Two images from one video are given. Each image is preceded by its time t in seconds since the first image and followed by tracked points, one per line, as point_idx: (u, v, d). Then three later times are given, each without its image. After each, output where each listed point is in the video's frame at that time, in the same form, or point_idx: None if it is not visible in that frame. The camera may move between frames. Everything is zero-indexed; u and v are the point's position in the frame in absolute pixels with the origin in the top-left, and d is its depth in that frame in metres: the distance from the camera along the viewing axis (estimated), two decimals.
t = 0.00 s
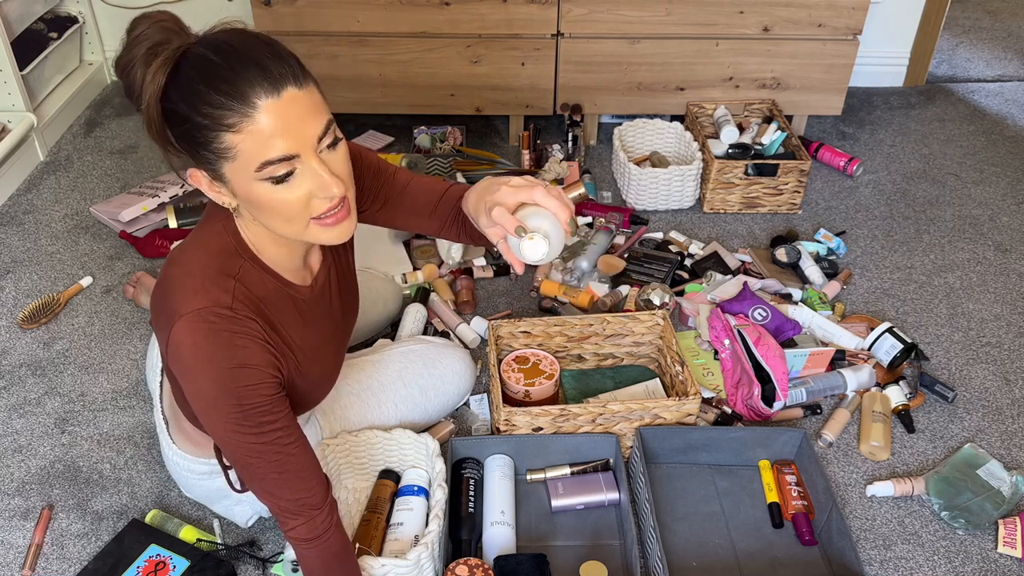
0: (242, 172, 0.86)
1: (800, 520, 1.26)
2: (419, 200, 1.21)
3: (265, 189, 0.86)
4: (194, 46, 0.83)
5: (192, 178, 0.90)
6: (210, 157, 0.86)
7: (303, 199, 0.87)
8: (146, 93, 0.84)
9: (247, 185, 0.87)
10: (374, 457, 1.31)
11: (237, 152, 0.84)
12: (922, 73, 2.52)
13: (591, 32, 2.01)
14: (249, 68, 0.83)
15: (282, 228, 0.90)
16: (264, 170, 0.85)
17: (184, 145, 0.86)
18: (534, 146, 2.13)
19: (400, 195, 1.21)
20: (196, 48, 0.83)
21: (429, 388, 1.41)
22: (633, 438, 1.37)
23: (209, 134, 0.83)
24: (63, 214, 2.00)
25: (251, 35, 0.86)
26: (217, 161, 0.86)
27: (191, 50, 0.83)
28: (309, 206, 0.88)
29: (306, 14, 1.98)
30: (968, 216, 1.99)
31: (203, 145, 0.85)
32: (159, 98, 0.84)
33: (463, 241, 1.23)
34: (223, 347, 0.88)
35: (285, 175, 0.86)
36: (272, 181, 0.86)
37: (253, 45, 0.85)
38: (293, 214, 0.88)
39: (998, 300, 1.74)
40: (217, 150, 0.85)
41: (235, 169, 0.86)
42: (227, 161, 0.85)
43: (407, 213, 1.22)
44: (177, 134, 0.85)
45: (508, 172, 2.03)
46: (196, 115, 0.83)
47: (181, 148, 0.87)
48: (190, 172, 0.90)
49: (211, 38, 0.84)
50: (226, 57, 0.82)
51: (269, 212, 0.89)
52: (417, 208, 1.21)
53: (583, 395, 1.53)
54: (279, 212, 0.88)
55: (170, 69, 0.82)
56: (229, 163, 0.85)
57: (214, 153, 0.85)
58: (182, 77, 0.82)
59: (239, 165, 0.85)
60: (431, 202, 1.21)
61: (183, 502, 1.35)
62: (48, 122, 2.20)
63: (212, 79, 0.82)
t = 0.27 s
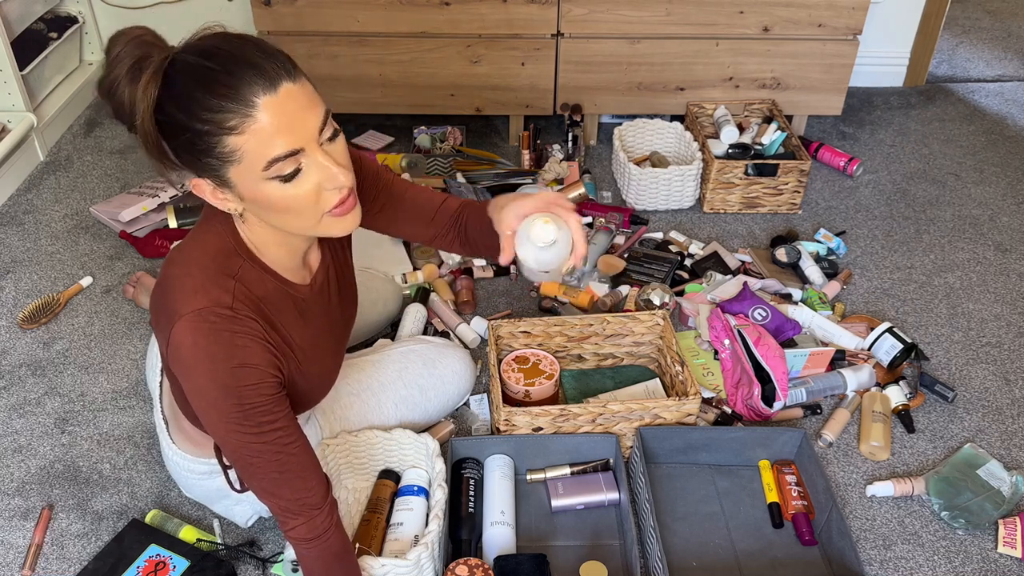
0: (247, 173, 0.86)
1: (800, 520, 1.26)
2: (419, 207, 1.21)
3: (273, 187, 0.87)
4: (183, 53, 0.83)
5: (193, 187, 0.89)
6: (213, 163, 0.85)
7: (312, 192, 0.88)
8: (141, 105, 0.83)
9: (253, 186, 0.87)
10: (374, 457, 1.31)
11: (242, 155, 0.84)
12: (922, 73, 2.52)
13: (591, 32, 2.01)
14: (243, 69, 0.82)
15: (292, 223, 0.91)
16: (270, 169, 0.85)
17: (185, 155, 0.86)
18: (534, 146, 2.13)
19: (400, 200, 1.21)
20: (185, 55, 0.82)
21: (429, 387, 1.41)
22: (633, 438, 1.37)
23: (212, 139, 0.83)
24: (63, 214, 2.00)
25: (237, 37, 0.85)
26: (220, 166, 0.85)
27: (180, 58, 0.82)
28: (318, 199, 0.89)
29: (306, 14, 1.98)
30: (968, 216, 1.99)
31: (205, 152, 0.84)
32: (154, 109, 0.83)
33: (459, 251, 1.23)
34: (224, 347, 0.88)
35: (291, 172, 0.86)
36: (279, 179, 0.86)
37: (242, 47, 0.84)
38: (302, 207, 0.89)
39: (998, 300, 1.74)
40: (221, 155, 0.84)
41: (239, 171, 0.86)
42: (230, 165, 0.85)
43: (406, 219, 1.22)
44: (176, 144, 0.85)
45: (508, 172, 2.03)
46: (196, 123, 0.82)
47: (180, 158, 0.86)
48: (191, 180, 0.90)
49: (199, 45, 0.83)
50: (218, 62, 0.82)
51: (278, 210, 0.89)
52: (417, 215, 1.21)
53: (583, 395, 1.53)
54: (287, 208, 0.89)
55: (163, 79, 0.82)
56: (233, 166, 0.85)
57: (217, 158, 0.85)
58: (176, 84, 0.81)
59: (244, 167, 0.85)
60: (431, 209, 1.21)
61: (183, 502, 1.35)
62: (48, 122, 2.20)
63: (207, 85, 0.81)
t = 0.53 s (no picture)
0: (262, 183, 0.87)
1: (800, 520, 1.26)
2: (414, 230, 1.22)
3: (287, 195, 0.88)
4: (179, 64, 0.82)
5: (200, 197, 0.90)
6: (225, 175, 0.86)
7: (323, 193, 0.89)
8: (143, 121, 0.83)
9: (267, 196, 0.88)
10: (374, 457, 1.31)
11: (256, 166, 0.85)
12: (922, 73, 2.52)
13: (591, 32, 2.01)
14: (248, 79, 0.82)
15: (302, 225, 0.93)
16: (285, 178, 0.87)
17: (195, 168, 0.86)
18: (534, 146, 2.13)
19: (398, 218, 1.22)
20: (182, 67, 0.82)
21: (429, 388, 1.41)
22: (633, 438, 1.37)
23: (225, 153, 0.84)
24: (63, 214, 2.00)
25: (230, 43, 0.85)
26: (233, 178, 0.86)
27: (178, 70, 0.82)
28: (328, 200, 0.90)
29: (306, 14, 1.98)
30: (968, 216, 1.99)
31: (216, 165, 0.85)
32: (157, 125, 0.83)
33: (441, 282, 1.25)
34: (224, 347, 0.88)
35: (305, 179, 0.88)
36: (293, 186, 0.87)
37: (238, 54, 0.84)
38: (314, 210, 0.90)
39: (998, 300, 1.74)
40: (235, 168, 0.85)
41: (254, 182, 0.87)
42: (244, 176, 0.86)
43: (399, 238, 1.23)
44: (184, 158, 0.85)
45: (508, 172, 2.03)
46: (206, 137, 0.82)
47: (188, 170, 0.87)
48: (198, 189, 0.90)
49: (193, 54, 0.82)
50: (218, 72, 0.82)
51: (291, 215, 0.91)
52: (410, 238, 1.23)
53: (583, 395, 1.53)
54: (300, 212, 0.90)
55: (165, 93, 0.82)
56: (247, 178, 0.86)
57: (229, 170, 0.85)
58: (181, 99, 0.81)
59: (258, 178, 0.86)
60: (425, 234, 1.23)
61: (183, 502, 1.35)
62: (48, 122, 2.21)
63: (213, 98, 0.81)
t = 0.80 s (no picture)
0: (270, 186, 0.87)
1: (800, 520, 1.26)
2: (413, 232, 1.22)
3: (296, 197, 0.89)
4: (183, 68, 0.82)
5: (206, 200, 0.90)
6: (233, 178, 0.86)
7: (329, 194, 0.90)
8: (149, 126, 0.83)
9: (276, 199, 0.89)
10: (374, 457, 1.31)
11: (266, 169, 0.86)
12: (922, 73, 2.52)
13: (591, 32, 2.01)
14: (256, 81, 0.83)
15: (308, 226, 0.93)
16: (294, 180, 0.87)
17: (202, 170, 0.86)
18: (534, 146, 2.13)
19: (397, 220, 1.22)
20: (187, 70, 0.82)
21: (429, 387, 1.41)
22: (633, 438, 1.37)
23: (235, 156, 0.84)
24: (63, 214, 2.00)
25: (234, 44, 0.85)
26: (241, 180, 0.87)
27: (184, 74, 0.82)
28: (334, 200, 0.91)
29: (306, 14, 1.98)
30: (968, 216, 1.99)
31: (225, 168, 0.85)
32: (164, 129, 0.83)
33: (440, 283, 1.26)
34: (226, 347, 0.88)
35: (313, 181, 0.89)
36: (301, 188, 0.88)
37: (244, 56, 0.84)
38: (320, 211, 0.91)
39: (998, 300, 1.74)
40: (244, 170, 0.86)
41: (262, 185, 0.87)
42: (253, 179, 0.87)
43: (398, 240, 1.23)
44: (190, 160, 0.86)
45: (508, 172, 2.03)
46: (216, 141, 0.83)
47: (194, 173, 0.87)
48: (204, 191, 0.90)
49: (197, 57, 0.82)
50: (224, 75, 0.82)
51: (297, 217, 0.91)
52: (409, 240, 1.23)
53: (583, 395, 1.53)
54: (306, 213, 0.91)
55: (171, 97, 0.82)
56: (256, 181, 0.87)
57: (238, 173, 0.86)
58: (190, 103, 0.81)
59: (267, 180, 0.87)
60: (424, 236, 1.23)
61: (183, 502, 1.35)
62: (48, 122, 2.21)
63: (221, 102, 0.81)
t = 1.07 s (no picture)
0: (275, 185, 0.87)
1: (800, 520, 1.26)
2: (413, 230, 1.22)
3: (300, 196, 0.89)
4: (189, 66, 0.82)
5: (209, 199, 0.90)
6: (238, 176, 0.86)
7: (333, 194, 0.91)
8: (155, 124, 0.83)
9: (280, 198, 0.89)
10: (374, 457, 1.32)
11: (272, 169, 0.86)
12: (922, 73, 2.52)
13: (591, 32, 2.01)
14: (263, 81, 0.83)
15: (312, 225, 0.94)
16: (300, 180, 0.88)
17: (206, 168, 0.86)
18: (534, 146, 2.13)
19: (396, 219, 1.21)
20: (193, 69, 0.82)
21: (429, 388, 1.41)
22: (633, 438, 1.37)
23: (241, 155, 0.84)
24: (63, 214, 2.00)
25: (241, 43, 0.85)
26: (246, 179, 0.87)
27: (190, 72, 0.82)
28: (338, 200, 0.92)
29: (306, 14, 1.98)
30: (968, 216, 1.99)
31: (230, 167, 0.85)
32: (170, 127, 0.83)
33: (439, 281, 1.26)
34: (228, 346, 0.88)
35: (319, 180, 0.89)
36: (306, 187, 0.89)
37: (251, 55, 0.84)
38: (324, 211, 0.91)
39: (998, 300, 1.74)
40: (249, 169, 0.86)
41: (267, 184, 0.87)
42: (258, 178, 0.87)
43: (398, 239, 1.22)
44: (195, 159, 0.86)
45: (508, 172, 2.03)
46: (222, 140, 0.83)
47: (198, 171, 0.87)
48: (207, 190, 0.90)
49: (203, 55, 0.82)
50: (230, 74, 0.82)
51: (301, 215, 0.91)
52: (409, 238, 1.23)
53: (583, 395, 1.53)
54: (310, 212, 0.91)
55: (178, 95, 0.82)
56: (261, 180, 0.87)
57: (243, 171, 0.86)
58: (197, 101, 0.81)
59: (272, 179, 0.87)
60: (424, 235, 1.23)
61: (183, 502, 1.35)
62: (48, 122, 2.21)
63: (228, 101, 0.82)
